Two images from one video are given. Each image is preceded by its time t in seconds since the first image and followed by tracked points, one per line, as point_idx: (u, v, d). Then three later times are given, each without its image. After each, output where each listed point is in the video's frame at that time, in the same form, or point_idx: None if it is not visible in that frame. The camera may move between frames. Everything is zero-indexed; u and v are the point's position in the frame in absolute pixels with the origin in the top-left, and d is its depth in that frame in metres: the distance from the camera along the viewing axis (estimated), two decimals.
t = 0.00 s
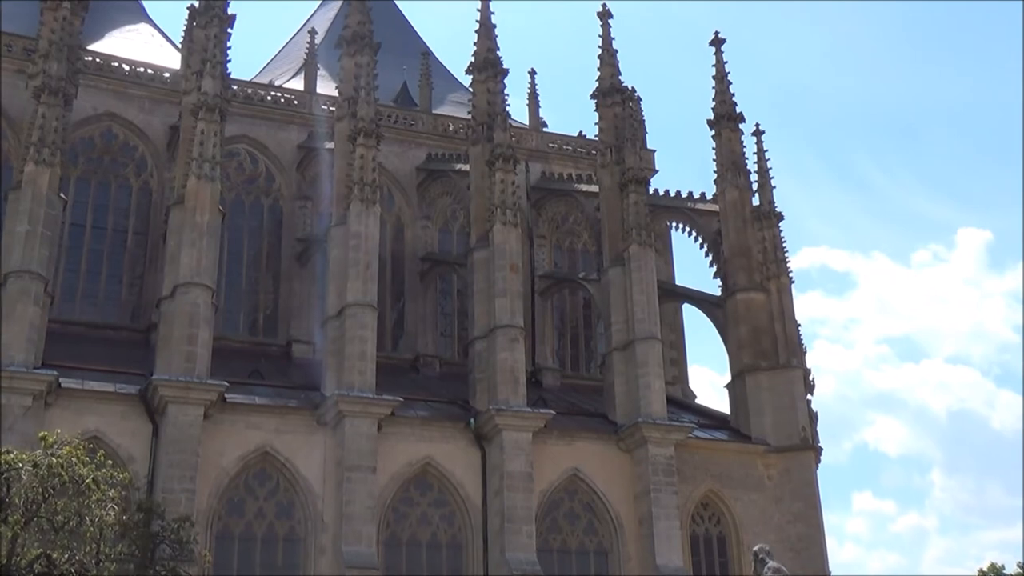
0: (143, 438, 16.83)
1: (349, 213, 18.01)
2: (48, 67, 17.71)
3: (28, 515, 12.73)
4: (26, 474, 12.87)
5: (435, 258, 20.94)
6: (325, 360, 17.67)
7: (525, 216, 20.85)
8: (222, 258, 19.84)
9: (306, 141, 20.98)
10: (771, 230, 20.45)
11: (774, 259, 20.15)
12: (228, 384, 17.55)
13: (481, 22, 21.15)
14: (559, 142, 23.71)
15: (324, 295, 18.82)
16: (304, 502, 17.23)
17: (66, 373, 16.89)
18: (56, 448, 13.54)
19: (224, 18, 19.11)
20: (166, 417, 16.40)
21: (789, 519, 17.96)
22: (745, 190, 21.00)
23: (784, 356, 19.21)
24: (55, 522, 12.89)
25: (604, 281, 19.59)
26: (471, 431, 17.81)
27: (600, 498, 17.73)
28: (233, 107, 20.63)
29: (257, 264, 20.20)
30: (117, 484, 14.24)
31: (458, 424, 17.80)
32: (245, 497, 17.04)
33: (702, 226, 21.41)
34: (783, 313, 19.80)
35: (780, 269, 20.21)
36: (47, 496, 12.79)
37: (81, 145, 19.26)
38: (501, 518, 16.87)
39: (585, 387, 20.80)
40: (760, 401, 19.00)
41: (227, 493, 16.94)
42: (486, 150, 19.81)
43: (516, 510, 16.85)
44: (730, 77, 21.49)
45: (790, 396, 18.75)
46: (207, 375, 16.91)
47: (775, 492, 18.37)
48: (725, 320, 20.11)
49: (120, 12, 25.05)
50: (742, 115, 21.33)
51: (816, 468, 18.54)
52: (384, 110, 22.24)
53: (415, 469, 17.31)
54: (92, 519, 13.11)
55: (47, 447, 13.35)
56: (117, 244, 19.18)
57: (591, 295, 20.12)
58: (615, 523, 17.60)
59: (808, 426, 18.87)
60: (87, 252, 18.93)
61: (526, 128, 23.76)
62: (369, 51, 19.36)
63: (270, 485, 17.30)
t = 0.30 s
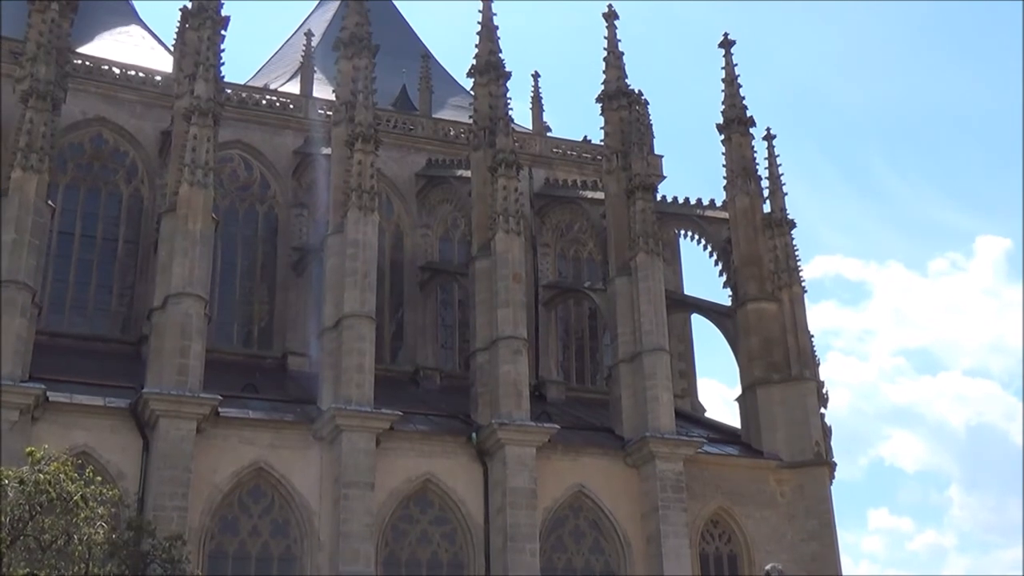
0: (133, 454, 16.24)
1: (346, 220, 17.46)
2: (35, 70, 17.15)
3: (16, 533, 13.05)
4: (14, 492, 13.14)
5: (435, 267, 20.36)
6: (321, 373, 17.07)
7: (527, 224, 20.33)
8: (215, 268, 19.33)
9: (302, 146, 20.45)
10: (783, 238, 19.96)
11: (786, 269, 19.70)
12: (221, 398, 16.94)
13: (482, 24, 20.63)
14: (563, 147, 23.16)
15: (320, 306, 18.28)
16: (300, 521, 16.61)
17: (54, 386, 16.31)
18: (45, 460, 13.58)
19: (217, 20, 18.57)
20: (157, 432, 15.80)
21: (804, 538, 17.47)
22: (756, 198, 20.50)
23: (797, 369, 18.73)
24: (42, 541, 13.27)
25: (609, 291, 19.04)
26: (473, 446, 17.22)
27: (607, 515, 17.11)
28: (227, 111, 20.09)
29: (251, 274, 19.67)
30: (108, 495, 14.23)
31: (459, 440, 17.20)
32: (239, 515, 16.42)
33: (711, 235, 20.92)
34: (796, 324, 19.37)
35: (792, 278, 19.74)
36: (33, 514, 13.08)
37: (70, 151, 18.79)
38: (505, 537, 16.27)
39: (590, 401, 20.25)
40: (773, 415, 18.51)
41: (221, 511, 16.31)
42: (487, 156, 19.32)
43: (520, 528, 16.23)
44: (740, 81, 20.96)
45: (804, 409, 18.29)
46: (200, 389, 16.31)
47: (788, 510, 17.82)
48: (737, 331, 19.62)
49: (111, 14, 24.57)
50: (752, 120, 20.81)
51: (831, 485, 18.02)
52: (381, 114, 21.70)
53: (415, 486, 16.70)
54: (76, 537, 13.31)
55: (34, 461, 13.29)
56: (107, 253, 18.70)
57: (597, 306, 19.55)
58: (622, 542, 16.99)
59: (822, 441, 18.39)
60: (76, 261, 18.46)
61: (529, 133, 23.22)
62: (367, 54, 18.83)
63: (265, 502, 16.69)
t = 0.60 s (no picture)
0: (125, 466, 15.74)
1: (343, 225, 17.00)
2: (25, 72, 16.66)
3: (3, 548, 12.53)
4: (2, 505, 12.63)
5: (435, 273, 19.88)
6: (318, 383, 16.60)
7: (530, 229, 19.90)
8: (209, 275, 18.91)
9: (297, 150, 20.02)
10: (793, 243, 19.59)
11: (796, 275, 19.31)
12: (216, 409, 16.48)
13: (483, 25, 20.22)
14: (567, 149, 22.74)
15: (316, 313, 17.85)
16: (296, 535, 16.10)
17: (44, 397, 15.84)
18: (36, 473, 13.14)
19: (211, 20, 18.15)
20: (150, 444, 15.32)
21: (815, 552, 17.12)
22: (764, 201, 20.07)
23: (808, 377, 18.36)
24: (31, 557, 12.71)
25: (614, 297, 18.60)
26: (475, 457, 16.75)
27: (612, 529, 16.62)
28: (220, 114, 19.67)
29: (246, 281, 19.22)
30: (99, 511, 13.43)
31: (460, 451, 16.71)
32: (233, 530, 15.91)
33: (719, 239, 20.52)
34: (806, 331, 18.99)
35: (802, 284, 19.35)
36: (21, 527, 12.56)
37: (59, 155, 18.43)
38: (507, 551, 15.79)
39: (595, 411, 19.79)
40: (784, 424, 18.15)
41: (215, 525, 15.81)
42: (488, 159, 18.88)
43: (523, 543, 15.74)
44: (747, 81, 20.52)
45: (815, 418, 17.94)
46: (193, 399, 15.85)
47: (799, 523, 17.46)
48: (747, 338, 19.23)
49: (102, 14, 24.20)
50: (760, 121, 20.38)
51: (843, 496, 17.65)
52: (379, 116, 21.29)
53: (416, 498, 16.22)
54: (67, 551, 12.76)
55: (23, 475, 12.88)
56: (98, 259, 18.33)
57: (602, 312, 19.08)
58: (628, 556, 16.49)
59: (834, 451, 18.04)
60: (66, 268, 18.09)
61: (532, 136, 22.80)
62: (365, 54, 18.40)
63: (260, 515, 16.17)
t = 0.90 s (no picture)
0: (115, 477, 15.17)
1: (340, 228, 16.45)
2: (11, 70, 15.99)
3: None
4: None
5: (435, 277, 19.35)
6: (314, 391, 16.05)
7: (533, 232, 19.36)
8: (201, 280, 18.39)
9: (293, 149, 19.50)
10: (806, 245, 19.11)
11: (809, 278, 18.84)
12: (209, 418, 15.92)
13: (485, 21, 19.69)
14: (572, 148, 22.19)
15: (312, 318, 17.33)
16: (291, 549, 15.52)
17: (30, 405, 15.27)
18: (21, 484, 12.48)
19: (203, 16, 17.61)
20: (140, 454, 14.76)
21: (829, 565, 16.68)
22: (776, 202, 19.55)
23: (821, 384, 17.92)
24: (17, 571, 12.07)
25: (620, 301, 18.07)
26: (477, 467, 16.19)
27: (619, 541, 16.04)
28: (213, 113, 19.15)
29: (240, 286, 18.68)
30: (87, 522, 12.95)
31: (461, 461, 16.14)
32: (227, 543, 15.32)
33: (729, 241, 20.05)
34: (819, 337, 18.45)
35: (814, 288, 18.88)
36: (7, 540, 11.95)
37: (46, 155, 17.93)
38: (510, 565, 15.24)
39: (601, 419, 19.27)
40: (797, 432, 17.70)
41: (208, 538, 15.24)
42: (490, 159, 18.35)
43: (527, 556, 15.18)
44: (757, 78, 19.97)
45: (829, 426, 17.51)
46: (186, 408, 15.29)
47: (812, 535, 17.01)
48: (758, 343, 18.73)
49: (91, 11, 23.67)
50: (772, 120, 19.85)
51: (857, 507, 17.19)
52: (376, 115, 20.76)
53: (416, 510, 15.66)
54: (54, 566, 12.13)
55: (9, 486, 12.21)
56: (87, 262, 17.80)
57: (608, 318, 18.48)
58: (636, 569, 15.92)
59: (849, 460, 17.58)
60: (54, 271, 17.58)
61: (536, 135, 22.27)
62: (363, 51, 17.87)
63: (255, 528, 15.58)
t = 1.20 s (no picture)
0: (104, 488, 14.67)
1: (337, 231, 15.99)
2: None
3: None
4: None
5: (434, 282, 18.92)
6: (309, 400, 15.56)
7: (535, 236, 18.91)
8: (194, 285, 17.95)
9: (288, 150, 19.04)
10: (815, 249, 18.70)
11: (819, 283, 18.42)
12: (202, 428, 15.44)
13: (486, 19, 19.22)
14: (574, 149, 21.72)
15: (308, 324, 16.87)
16: (286, 562, 15.02)
17: (17, 414, 14.79)
18: (8, 494, 11.96)
19: (196, 13, 17.14)
20: (130, 465, 14.28)
21: None
22: (784, 205, 19.10)
23: (833, 392, 17.60)
24: None
25: (626, 306, 17.63)
26: (477, 478, 15.69)
27: (625, 553, 15.55)
28: (207, 113, 18.69)
29: (234, 291, 18.21)
30: (76, 534, 12.50)
31: (462, 472, 15.64)
32: (220, 556, 14.82)
33: (737, 244, 19.66)
34: (830, 343, 18.00)
35: (825, 293, 18.49)
36: None
37: (34, 155, 17.50)
38: None
39: (605, 428, 18.82)
40: (807, 442, 17.33)
41: (200, 552, 14.74)
42: (492, 160, 17.89)
43: (529, 570, 14.71)
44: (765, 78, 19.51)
45: (840, 437, 17.16)
46: (177, 417, 14.79)
47: (822, 548, 16.65)
48: (767, 349, 18.28)
49: (82, 9, 23.22)
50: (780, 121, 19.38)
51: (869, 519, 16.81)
52: (374, 115, 20.29)
53: (415, 522, 15.19)
54: None
55: None
56: (77, 266, 17.34)
57: (612, 322, 17.92)
58: None
59: (861, 471, 17.21)
60: (42, 275, 17.14)
61: (538, 136, 21.81)
62: (361, 50, 17.40)
63: (248, 541, 15.07)
